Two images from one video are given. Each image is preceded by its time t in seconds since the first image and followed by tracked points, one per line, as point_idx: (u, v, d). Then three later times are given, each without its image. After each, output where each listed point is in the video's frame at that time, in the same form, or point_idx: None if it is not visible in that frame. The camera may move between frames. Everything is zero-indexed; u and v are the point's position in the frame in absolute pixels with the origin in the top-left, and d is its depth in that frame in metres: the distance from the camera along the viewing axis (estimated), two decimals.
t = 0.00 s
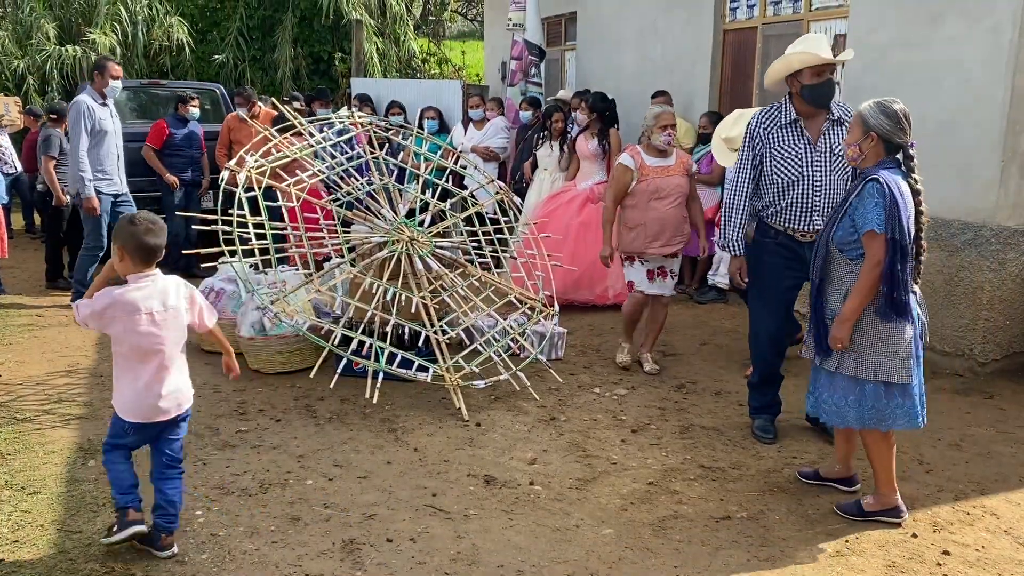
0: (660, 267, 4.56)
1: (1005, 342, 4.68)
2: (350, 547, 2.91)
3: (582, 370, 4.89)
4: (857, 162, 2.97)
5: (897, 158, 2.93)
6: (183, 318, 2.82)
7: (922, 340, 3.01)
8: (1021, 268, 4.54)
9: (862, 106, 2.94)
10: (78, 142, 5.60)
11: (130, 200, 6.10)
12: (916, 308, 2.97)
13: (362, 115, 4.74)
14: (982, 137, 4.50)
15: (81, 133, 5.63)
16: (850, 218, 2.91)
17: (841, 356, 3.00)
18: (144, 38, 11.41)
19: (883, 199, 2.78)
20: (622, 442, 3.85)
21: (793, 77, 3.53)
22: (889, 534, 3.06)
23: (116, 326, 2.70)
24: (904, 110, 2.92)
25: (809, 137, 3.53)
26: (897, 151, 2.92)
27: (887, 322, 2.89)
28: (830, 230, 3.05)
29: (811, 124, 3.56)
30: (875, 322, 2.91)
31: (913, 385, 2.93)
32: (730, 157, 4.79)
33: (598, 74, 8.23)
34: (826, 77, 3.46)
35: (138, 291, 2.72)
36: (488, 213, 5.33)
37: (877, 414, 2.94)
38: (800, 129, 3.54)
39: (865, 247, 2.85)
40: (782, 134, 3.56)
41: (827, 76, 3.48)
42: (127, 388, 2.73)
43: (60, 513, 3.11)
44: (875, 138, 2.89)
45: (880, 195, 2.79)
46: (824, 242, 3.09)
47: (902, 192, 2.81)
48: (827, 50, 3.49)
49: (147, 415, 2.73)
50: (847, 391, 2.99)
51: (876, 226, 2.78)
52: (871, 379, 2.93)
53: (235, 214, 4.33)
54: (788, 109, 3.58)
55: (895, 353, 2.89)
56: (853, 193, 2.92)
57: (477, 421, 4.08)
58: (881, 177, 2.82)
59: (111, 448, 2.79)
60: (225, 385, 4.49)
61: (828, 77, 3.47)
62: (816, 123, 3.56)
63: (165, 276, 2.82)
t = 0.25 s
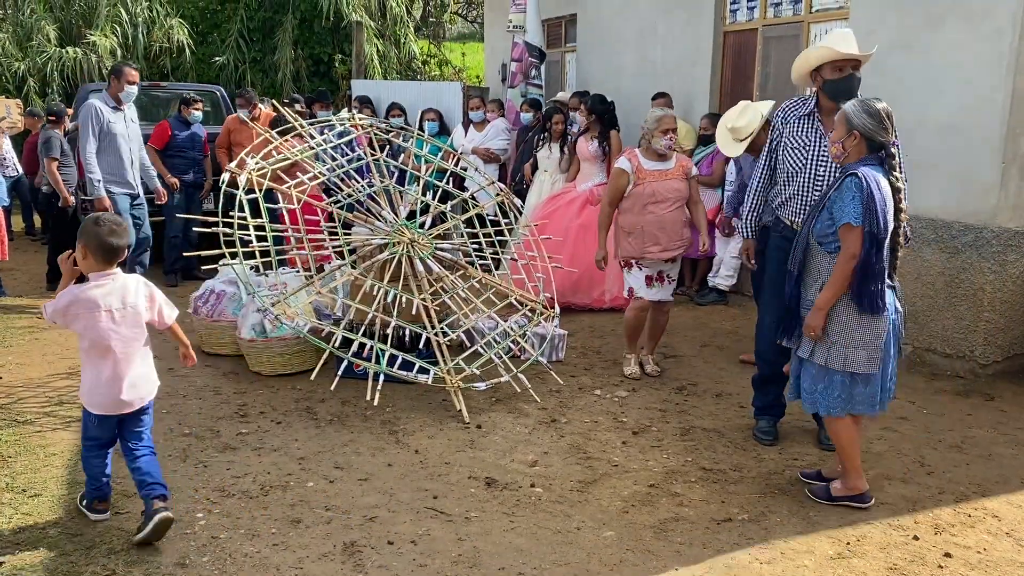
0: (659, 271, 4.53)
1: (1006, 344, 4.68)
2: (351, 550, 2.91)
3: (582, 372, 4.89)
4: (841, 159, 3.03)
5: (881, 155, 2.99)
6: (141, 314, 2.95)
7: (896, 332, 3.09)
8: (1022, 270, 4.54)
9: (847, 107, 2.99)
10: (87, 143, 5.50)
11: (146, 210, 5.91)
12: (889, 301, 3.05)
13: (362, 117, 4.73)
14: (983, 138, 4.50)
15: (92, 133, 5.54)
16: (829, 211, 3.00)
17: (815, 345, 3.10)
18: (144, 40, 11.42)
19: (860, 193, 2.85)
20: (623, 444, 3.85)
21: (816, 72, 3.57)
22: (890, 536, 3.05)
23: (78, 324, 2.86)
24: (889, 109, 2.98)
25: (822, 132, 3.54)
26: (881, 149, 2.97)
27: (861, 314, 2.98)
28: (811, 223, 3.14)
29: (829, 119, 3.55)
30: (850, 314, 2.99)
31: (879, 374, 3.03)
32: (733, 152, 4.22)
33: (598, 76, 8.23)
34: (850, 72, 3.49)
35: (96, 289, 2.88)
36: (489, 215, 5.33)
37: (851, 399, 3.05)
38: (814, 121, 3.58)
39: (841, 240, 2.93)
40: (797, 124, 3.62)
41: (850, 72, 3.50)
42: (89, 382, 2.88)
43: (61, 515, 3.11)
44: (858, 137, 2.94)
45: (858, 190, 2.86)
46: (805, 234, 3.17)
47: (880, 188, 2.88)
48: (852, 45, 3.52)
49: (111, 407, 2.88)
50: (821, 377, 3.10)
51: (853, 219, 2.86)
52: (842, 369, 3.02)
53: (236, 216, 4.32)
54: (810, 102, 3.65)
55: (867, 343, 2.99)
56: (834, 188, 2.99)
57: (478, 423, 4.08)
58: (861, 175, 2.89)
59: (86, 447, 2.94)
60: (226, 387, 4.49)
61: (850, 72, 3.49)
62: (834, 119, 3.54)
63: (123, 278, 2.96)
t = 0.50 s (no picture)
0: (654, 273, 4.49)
1: (1009, 346, 4.67)
2: (354, 552, 2.90)
3: (584, 374, 4.89)
4: (824, 166, 3.03)
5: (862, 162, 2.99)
6: (121, 298, 3.09)
7: (870, 338, 3.11)
8: None
9: (831, 115, 3.00)
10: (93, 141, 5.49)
11: (149, 212, 5.89)
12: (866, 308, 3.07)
13: (364, 118, 4.72)
14: (985, 141, 4.50)
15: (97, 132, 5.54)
16: (809, 216, 2.99)
17: (789, 347, 3.10)
18: (145, 42, 11.43)
19: (840, 199, 2.85)
20: (625, 447, 3.84)
21: (838, 76, 3.61)
22: (894, 538, 3.05)
23: (66, 303, 3.03)
24: (871, 117, 2.99)
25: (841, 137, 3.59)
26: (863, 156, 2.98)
27: (835, 319, 2.99)
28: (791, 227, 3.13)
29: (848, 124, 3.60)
30: (825, 319, 3.00)
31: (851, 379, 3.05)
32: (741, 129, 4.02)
33: (599, 77, 8.23)
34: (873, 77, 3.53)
35: (82, 272, 3.04)
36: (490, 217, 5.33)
37: (823, 401, 3.11)
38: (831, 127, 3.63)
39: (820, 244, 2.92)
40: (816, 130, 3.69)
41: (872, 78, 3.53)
42: (75, 360, 3.03)
43: (62, 518, 3.10)
44: (840, 144, 2.95)
45: (837, 196, 2.86)
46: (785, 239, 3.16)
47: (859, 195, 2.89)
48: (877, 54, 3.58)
49: (92, 385, 3.01)
50: (794, 379, 3.11)
51: (832, 225, 2.85)
52: (816, 372, 3.03)
53: (237, 218, 4.31)
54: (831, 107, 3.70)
55: (839, 348, 3.01)
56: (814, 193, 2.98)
57: (480, 425, 4.07)
58: (842, 182, 2.89)
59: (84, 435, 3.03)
60: (228, 389, 4.49)
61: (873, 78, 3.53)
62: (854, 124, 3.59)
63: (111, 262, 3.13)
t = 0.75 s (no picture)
0: (659, 278, 4.49)
1: (1012, 347, 4.66)
2: (357, 554, 2.90)
3: (587, 376, 4.88)
4: (800, 167, 3.06)
5: (839, 164, 3.00)
6: (132, 292, 3.31)
7: (848, 341, 3.11)
8: None
9: (807, 114, 3.02)
10: (96, 142, 5.49)
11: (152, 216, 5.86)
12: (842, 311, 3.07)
13: (366, 120, 4.71)
14: (988, 142, 4.49)
15: (101, 134, 5.53)
16: (782, 221, 3.01)
17: (765, 350, 3.12)
18: (147, 43, 11.44)
19: (810, 203, 2.88)
20: (628, 448, 3.84)
21: (850, 79, 3.61)
22: (898, 540, 3.04)
23: (80, 292, 3.24)
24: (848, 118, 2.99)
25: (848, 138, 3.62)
26: (838, 157, 2.99)
27: (809, 323, 3.01)
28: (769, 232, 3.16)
29: (857, 125, 3.61)
30: (799, 323, 3.02)
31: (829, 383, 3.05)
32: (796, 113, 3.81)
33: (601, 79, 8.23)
34: (883, 80, 3.53)
35: (99, 264, 3.27)
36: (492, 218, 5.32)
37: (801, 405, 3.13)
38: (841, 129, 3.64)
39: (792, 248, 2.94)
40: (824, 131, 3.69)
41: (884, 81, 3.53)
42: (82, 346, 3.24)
43: (65, 519, 3.10)
44: (816, 144, 2.97)
45: (807, 200, 2.89)
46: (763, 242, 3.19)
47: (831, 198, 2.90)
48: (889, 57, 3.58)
49: (98, 370, 3.24)
50: (771, 382, 3.13)
51: (802, 229, 2.87)
52: (791, 374, 3.05)
53: (239, 219, 4.30)
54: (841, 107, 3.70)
55: (814, 352, 3.02)
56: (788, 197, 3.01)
57: (483, 427, 4.07)
58: (814, 185, 2.92)
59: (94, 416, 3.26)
60: (230, 391, 4.49)
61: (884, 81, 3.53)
62: (862, 126, 3.60)
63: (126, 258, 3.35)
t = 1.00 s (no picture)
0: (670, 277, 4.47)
1: (1017, 349, 4.65)
2: (362, 557, 2.89)
3: (590, 378, 4.88)
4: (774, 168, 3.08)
5: (813, 165, 3.01)
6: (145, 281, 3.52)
7: (826, 341, 3.10)
8: None
9: (782, 116, 3.02)
10: (94, 145, 5.49)
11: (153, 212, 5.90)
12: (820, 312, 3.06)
13: (370, 122, 4.72)
14: (992, 144, 4.48)
15: (99, 134, 5.52)
16: (755, 224, 3.04)
17: (744, 353, 3.13)
18: (150, 46, 11.46)
19: (779, 206, 2.90)
20: (633, 451, 3.83)
21: (850, 74, 3.62)
22: (904, 543, 3.03)
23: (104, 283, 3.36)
24: (820, 119, 2.99)
25: (856, 136, 3.63)
26: (811, 159, 2.99)
27: (784, 326, 3.00)
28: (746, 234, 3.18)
29: (862, 122, 3.63)
30: (775, 326, 3.02)
31: (809, 384, 3.04)
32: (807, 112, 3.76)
33: (604, 81, 8.23)
34: (884, 76, 3.54)
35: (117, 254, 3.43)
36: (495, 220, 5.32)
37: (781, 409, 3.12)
38: (848, 126, 3.64)
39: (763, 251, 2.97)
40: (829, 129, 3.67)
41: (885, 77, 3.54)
42: (94, 331, 3.38)
43: (70, 523, 3.10)
44: (788, 146, 2.98)
45: (777, 204, 2.91)
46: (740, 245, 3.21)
47: (802, 201, 2.91)
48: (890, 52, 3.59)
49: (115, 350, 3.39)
50: (751, 385, 3.13)
51: (772, 232, 2.90)
52: (770, 377, 3.05)
53: (243, 222, 4.30)
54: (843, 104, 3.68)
55: (791, 355, 3.02)
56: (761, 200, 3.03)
57: (487, 430, 4.06)
58: (783, 188, 2.93)
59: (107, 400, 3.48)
60: (234, 394, 4.49)
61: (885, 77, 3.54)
62: (867, 122, 3.62)
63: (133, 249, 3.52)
